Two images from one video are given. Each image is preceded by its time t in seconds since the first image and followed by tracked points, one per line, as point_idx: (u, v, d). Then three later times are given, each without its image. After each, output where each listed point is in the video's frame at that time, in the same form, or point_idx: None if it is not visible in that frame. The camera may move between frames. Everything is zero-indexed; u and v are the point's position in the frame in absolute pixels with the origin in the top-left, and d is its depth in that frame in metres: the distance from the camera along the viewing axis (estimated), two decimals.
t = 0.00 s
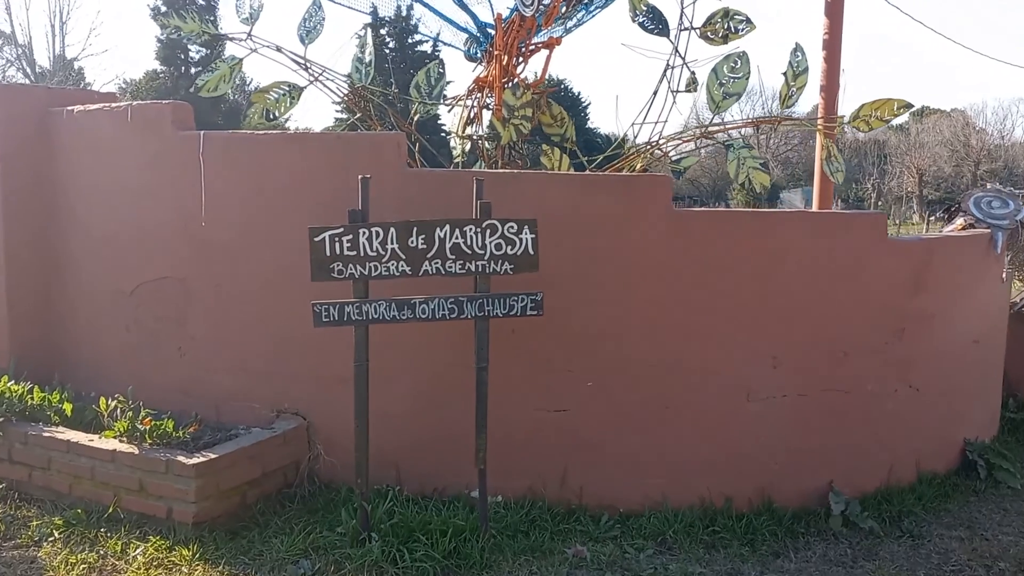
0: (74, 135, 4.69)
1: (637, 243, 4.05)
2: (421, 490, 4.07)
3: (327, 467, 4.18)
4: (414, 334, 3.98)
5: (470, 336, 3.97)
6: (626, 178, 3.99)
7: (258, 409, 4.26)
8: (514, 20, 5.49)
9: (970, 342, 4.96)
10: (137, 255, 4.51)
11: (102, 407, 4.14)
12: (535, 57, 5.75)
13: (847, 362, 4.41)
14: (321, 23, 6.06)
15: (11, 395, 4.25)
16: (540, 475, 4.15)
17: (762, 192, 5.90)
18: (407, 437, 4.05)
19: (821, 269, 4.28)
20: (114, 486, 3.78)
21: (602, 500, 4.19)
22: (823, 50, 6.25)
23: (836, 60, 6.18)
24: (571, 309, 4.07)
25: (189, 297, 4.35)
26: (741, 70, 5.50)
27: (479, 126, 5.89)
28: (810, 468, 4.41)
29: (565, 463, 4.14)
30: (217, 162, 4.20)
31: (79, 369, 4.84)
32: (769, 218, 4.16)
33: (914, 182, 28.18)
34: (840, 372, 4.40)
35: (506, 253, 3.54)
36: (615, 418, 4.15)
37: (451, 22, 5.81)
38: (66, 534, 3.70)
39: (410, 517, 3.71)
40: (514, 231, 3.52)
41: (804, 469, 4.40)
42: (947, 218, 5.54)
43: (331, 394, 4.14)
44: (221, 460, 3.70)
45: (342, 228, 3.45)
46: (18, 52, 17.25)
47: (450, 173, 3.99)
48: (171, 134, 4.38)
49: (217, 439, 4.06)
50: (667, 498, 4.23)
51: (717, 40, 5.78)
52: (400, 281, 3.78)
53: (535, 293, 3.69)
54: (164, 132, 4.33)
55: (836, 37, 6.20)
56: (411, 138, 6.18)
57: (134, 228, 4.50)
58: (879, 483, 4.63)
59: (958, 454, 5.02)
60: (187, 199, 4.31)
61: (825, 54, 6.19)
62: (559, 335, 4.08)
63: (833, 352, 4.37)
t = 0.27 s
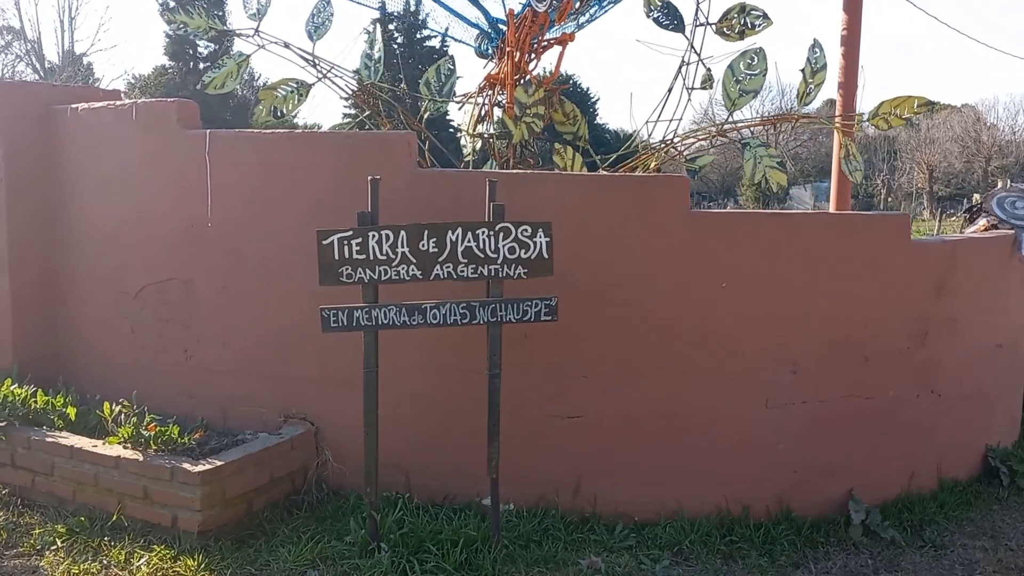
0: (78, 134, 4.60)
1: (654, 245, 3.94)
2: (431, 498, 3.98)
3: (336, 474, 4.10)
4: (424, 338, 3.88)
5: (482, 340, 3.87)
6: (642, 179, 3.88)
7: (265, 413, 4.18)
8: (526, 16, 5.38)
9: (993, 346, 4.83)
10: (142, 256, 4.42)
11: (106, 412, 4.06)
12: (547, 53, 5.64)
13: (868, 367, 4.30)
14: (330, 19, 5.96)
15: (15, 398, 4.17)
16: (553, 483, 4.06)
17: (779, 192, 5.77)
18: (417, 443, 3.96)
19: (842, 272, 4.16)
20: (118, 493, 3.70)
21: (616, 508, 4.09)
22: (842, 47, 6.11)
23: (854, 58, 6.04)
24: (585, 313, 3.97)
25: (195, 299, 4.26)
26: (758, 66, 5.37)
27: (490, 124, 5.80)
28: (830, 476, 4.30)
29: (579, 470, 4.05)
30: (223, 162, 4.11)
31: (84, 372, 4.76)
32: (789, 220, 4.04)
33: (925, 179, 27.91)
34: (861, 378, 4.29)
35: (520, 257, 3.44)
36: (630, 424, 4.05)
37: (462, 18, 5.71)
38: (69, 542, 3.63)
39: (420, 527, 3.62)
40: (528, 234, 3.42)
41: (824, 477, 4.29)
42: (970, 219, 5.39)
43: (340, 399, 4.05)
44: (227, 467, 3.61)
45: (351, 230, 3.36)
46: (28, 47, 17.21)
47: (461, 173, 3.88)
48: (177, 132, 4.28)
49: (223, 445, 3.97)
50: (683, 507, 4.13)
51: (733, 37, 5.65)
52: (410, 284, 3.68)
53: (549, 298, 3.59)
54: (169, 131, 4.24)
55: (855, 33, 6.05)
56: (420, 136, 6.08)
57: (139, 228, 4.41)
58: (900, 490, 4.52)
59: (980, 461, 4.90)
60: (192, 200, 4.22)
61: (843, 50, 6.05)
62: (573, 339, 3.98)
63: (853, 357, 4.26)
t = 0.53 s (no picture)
0: (80, 131, 4.55)
1: (661, 243, 3.88)
2: (436, 499, 3.93)
3: (339, 474, 4.05)
4: (429, 337, 3.83)
5: (487, 339, 3.81)
6: (650, 175, 3.81)
7: (268, 413, 4.13)
8: (533, 9, 5.31)
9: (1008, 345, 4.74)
10: (143, 254, 4.37)
11: (108, 412, 4.02)
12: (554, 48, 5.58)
13: (880, 366, 4.22)
14: (335, 14, 5.91)
15: (16, 397, 4.14)
16: (559, 484, 4.00)
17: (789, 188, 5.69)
18: (422, 444, 3.91)
19: (854, 270, 4.09)
20: (120, 495, 3.66)
21: (624, 509, 4.03)
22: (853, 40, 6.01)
23: (866, 52, 5.94)
24: (592, 312, 3.90)
25: (197, 297, 4.22)
26: (768, 61, 5.29)
27: (496, 120, 5.75)
28: (840, 476, 4.24)
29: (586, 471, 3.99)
30: (226, 159, 4.06)
31: (86, 370, 4.72)
32: (800, 215, 3.97)
33: (934, 173, 27.68)
34: (872, 377, 4.22)
35: (526, 256, 3.38)
36: (638, 425, 3.99)
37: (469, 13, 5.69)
38: (71, 544, 3.59)
39: (425, 528, 3.57)
40: (534, 233, 3.35)
41: (834, 477, 4.23)
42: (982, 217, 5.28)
43: (343, 398, 4.01)
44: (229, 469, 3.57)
45: (354, 229, 3.30)
46: (35, 42, 17.19)
47: (466, 170, 3.82)
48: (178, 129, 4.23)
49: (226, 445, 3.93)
50: (691, 508, 4.07)
51: (743, 30, 5.57)
52: (414, 283, 3.63)
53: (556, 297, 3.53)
54: (171, 127, 4.19)
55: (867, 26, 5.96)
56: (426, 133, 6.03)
57: (141, 226, 4.36)
58: (912, 492, 4.44)
59: (994, 461, 4.81)
60: (195, 197, 4.17)
61: (854, 43, 5.96)
62: (580, 339, 3.92)
63: (865, 356, 4.18)
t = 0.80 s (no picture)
0: (79, 132, 4.52)
1: (663, 245, 3.84)
2: (436, 503, 3.90)
3: (339, 478, 4.02)
4: (429, 341, 3.80)
5: (488, 342, 3.78)
6: (652, 176, 3.77)
7: (267, 417, 4.10)
8: (534, 8, 5.27)
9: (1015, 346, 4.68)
10: (143, 256, 4.35)
11: (107, 415, 4.00)
12: (556, 47, 5.55)
13: (885, 369, 4.18)
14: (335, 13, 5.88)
15: (15, 401, 4.12)
16: (561, 487, 3.97)
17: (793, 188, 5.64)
18: (422, 448, 3.88)
19: (859, 271, 4.05)
20: (118, 499, 3.64)
21: (626, 513, 4.00)
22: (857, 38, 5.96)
23: (870, 50, 5.89)
24: (593, 314, 3.87)
25: (196, 300, 4.19)
26: (772, 59, 5.24)
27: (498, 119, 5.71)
28: (845, 480, 4.20)
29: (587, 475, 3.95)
30: (224, 161, 4.03)
31: (86, 372, 4.69)
32: (804, 217, 3.92)
33: (939, 170, 27.55)
34: (877, 380, 4.17)
35: (526, 259, 3.35)
36: (640, 428, 3.96)
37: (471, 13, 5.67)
38: (69, 549, 3.57)
39: (425, 533, 3.53)
40: (535, 236, 3.32)
41: (839, 481, 4.18)
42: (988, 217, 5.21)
43: (343, 402, 3.98)
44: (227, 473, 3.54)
45: (353, 232, 3.27)
46: (39, 40, 17.18)
47: (466, 171, 3.79)
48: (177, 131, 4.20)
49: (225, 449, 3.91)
50: (694, 512, 4.03)
51: (747, 29, 5.52)
52: (414, 286, 3.59)
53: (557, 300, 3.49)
54: (170, 129, 4.16)
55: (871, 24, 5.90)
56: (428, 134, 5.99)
57: (141, 227, 4.34)
58: (917, 495, 4.40)
59: (1001, 463, 4.76)
60: (193, 199, 4.14)
61: (858, 41, 5.91)
62: (581, 341, 3.88)
63: (870, 359, 4.14)
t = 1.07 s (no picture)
0: (78, 142, 4.51)
1: (662, 255, 3.82)
2: (435, 515, 3.87)
3: (337, 490, 4.00)
4: (427, 352, 3.78)
5: (487, 353, 3.76)
6: (650, 186, 3.75)
7: (265, 428, 4.09)
8: (533, 17, 5.27)
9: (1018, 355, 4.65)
10: (141, 267, 4.33)
11: (104, 427, 3.98)
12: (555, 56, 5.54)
13: (886, 378, 4.15)
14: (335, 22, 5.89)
15: (12, 413, 4.10)
16: (560, 499, 3.94)
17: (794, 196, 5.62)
18: (420, 459, 3.86)
19: (860, 281, 4.02)
20: (114, 512, 3.62)
21: (626, 525, 3.97)
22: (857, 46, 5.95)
23: (869, 58, 5.87)
24: (592, 325, 3.85)
25: (194, 311, 4.17)
26: (771, 67, 5.24)
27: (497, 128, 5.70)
28: (846, 491, 4.17)
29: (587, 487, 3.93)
30: (222, 171, 4.01)
31: (84, 383, 4.68)
32: (804, 228, 3.90)
33: (940, 174, 27.54)
34: (878, 390, 4.15)
35: (524, 270, 3.33)
36: (639, 439, 3.93)
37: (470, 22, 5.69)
38: (65, 562, 3.54)
39: (423, 546, 3.51)
40: (533, 246, 3.30)
41: (840, 492, 4.16)
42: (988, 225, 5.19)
43: (341, 413, 3.96)
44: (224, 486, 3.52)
45: (350, 242, 3.25)
46: (42, 48, 17.22)
47: (464, 182, 3.77)
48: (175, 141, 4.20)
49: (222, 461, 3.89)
50: (694, 523, 4.00)
51: (746, 37, 5.51)
52: (412, 297, 3.58)
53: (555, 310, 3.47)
54: (168, 139, 4.15)
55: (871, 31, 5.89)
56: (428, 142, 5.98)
57: (139, 238, 4.32)
58: (919, 505, 4.37)
59: (1003, 473, 4.73)
60: (191, 209, 4.13)
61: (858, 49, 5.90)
62: (580, 352, 3.86)
63: (871, 369, 4.12)
